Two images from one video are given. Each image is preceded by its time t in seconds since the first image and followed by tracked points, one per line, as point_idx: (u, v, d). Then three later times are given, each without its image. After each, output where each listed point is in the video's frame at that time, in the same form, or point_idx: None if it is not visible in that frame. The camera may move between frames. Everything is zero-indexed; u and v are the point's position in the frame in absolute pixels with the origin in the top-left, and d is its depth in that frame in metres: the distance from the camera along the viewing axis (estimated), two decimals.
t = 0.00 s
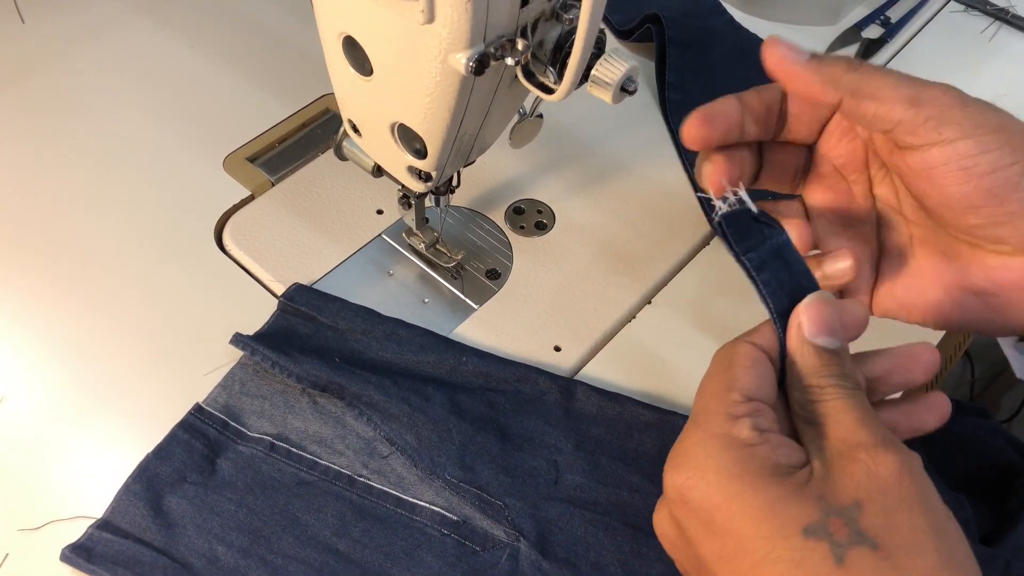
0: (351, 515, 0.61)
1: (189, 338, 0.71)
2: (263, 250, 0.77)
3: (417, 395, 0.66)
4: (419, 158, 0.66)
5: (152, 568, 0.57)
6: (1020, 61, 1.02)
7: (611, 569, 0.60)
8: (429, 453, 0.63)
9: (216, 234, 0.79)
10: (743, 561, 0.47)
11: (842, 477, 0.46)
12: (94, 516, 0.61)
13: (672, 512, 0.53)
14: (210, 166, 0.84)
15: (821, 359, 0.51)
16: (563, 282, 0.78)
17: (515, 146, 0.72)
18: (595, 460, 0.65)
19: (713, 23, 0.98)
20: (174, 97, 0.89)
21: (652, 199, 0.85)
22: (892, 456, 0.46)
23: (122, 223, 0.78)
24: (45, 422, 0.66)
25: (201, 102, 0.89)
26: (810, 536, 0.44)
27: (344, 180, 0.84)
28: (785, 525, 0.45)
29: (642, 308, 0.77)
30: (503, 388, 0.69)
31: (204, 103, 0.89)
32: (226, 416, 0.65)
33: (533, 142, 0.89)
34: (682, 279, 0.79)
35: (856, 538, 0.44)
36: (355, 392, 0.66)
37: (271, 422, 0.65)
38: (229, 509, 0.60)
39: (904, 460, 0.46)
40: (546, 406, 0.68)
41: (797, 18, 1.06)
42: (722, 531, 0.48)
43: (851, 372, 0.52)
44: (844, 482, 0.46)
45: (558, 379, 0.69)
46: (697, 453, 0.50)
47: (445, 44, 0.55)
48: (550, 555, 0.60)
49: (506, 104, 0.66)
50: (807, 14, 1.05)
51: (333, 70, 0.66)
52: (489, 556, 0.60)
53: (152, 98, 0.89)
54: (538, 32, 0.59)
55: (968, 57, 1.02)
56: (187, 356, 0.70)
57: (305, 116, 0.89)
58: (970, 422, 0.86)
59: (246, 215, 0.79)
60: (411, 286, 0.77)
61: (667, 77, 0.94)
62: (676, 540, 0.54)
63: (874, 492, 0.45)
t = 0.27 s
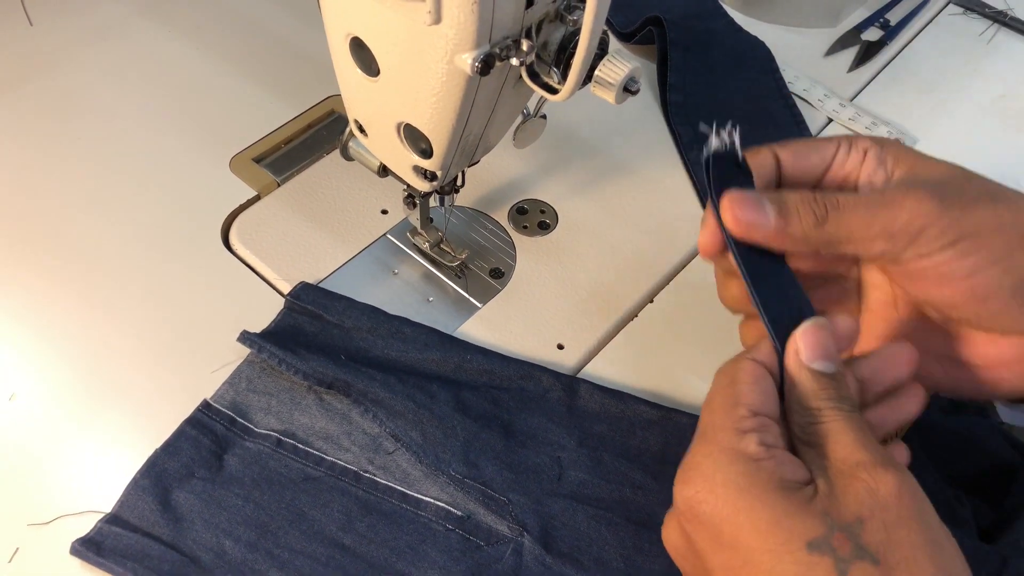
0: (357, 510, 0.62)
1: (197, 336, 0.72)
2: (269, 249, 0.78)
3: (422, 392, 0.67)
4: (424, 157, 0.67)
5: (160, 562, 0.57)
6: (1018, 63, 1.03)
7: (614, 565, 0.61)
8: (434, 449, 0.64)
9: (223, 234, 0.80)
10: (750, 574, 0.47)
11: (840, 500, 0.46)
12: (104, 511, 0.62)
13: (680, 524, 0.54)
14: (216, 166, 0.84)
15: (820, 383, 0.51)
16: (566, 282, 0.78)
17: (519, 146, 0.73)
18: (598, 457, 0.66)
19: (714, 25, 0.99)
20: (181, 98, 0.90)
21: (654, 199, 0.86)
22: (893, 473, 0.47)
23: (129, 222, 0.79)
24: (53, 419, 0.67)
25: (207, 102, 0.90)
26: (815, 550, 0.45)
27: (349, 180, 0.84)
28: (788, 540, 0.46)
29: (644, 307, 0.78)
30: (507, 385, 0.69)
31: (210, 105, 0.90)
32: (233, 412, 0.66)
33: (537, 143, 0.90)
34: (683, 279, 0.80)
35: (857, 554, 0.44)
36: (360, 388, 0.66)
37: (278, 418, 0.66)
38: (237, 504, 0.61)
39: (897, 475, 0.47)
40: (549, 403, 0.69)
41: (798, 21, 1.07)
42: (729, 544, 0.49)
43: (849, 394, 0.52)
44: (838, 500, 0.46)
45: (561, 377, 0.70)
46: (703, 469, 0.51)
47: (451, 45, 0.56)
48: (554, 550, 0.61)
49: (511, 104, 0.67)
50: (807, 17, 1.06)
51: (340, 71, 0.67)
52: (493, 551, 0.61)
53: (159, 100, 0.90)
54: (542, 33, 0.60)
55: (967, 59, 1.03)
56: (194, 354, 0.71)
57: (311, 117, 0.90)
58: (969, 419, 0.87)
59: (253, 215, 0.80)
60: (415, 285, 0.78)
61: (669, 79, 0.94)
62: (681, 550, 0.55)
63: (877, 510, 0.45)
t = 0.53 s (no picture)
0: (365, 508, 0.63)
1: (206, 337, 0.73)
2: (277, 251, 0.79)
3: (429, 393, 0.68)
4: (432, 160, 0.68)
5: (172, 559, 0.58)
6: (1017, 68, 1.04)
7: (618, 564, 0.61)
8: (440, 448, 0.65)
9: (232, 236, 0.81)
10: None
11: None
12: (115, 509, 0.63)
13: None
14: (225, 169, 0.85)
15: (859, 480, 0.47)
16: (570, 284, 0.79)
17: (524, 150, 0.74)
18: (603, 457, 0.67)
19: (717, 31, 1.00)
20: (189, 102, 0.91)
21: (657, 203, 0.87)
22: None
23: (139, 225, 0.80)
24: (65, 418, 0.67)
25: (216, 107, 0.91)
26: None
27: (356, 183, 0.85)
28: None
29: (647, 308, 0.79)
30: (512, 386, 0.70)
31: (219, 109, 0.91)
32: (243, 412, 0.67)
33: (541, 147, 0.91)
34: (686, 281, 0.80)
35: None
36: (368, 388, 0.67)
37: (286, 418, 0.67)
38: (247, 502, 0.62)
39: None
40: (554, 404, 0.70)
41: (799, 27, 1.08)
42: None
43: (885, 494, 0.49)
44: None
45: (566, 378, 0.71)
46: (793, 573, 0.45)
47: (460, 50, 0.57)
48: (559, 548, 0.61)
49: (517, 109, 0.68)
50: (808, 23, 1.08)
51: (349, 76, 0.68)
52: (499, 549, 0.62)
53: (168, 104, 0.91)
54: (548, 39, 0.61)
55: (967, 65, 1.04)
56: (203, 354, 0.72)
57: (319, 121, 0.91)
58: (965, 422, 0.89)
59: (261, 218, 0.81)
60: (421, 286, 0.79)
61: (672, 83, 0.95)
62: None
63: None
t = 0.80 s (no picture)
0: (369, 508, 0.63)
1: (211, 338, 0.74)
2: (282, 254, 0.80)
3: (432, 394, 0.68)
4: (435, 164, 0.69)
5: (177, 557, 0.59)
6: (1015, 74, 1.04)
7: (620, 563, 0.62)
8: (444, 449, 0.65)
9: (237, 239, 0.81)
10: None
11: (749, 545, 0.41)
12: (121, 508, 0.63)
13: None
14: (230, 172, 0.86)
15: (730, 400, 0.46)
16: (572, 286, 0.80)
17: (526, 153, 0.75)
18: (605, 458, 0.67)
19: (717, 36, 1.01)
20: (194, 106, 0.92)
21: (657, 206, 0.88)
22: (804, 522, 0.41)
23: (145, 227, 0.81)
24: (72, 418, 0.68)
25: (221, 111, 0.92)
26: None
27: (360, 186, 0.86)
28: None
29: (648, 311, 0.79)
30: (514, 387, 0.71)
31: (224, 113, 0.92)
32: (248, 412, 0.68)
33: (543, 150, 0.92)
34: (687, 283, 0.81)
35: None
36: (372, 389, 0.68)
37: (291, 418, 0.68)
38: (252, 501, 0.62)
39: (815, 523, 0.41)
40: (556, 405, 0.70)
41: (799, 32, 1.09)
42: None
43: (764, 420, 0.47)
44: (733, 481, 0.44)
45: (568, 380, 0.71)
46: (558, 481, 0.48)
47: (464, 55, 0.58)
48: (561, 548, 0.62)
49: (520, 113, 0.69)
50: (808, 28, 1.09)
51: (355, 80, 0.69)
52: (501, 549, 0.62)
53: (174, 108, 0.92)
54: (551, 44, 0.62)
55: (966, 70, 1.05)
56: (208, 355, 0.73)
57: (323, 125, 0.92)
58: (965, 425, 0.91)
59: (266, 221, 0.82)
60: (424, 289, 0.79)
61: (673, 88, 0.96)
62: None
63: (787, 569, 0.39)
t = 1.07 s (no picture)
0: (370, 506, 0.64)
1: (214, 337, 0.74)
2: (284, 254, 0.80)
3: (433, 393, 0.68)
4: (437, 165, 0.69)
5: (180, 553, 0.59)
6: (1013, 77, 1.05)
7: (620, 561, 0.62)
8: (445, 448, 0.66)
9: (240, 239, 0.82)
10: None
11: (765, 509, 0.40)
12: (125, 505, 0.64)
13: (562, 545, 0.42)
14: (233, 174, 0.87)
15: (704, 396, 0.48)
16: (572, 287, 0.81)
17: (528, 155, 0.75)
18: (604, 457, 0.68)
19: (717, 39, 1.01)
20: (198, 108, 0.93)
21: (658, 208, 0.88)
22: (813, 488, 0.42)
23: (149, 227, 0.82)
24: (76, 416, 0.69)
25: (225, 113, 0.93)
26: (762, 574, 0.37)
27: (362, 187, 0.87)
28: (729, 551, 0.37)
29: (649, 311, 0.80)
30: (515, 386, 0.71)
31: (228, 115, 0.93)
32: (250, 411, 0.68)
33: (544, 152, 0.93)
34: (687, 284, 0.81)
35: None
36: (374, 388, 0.68)
37: (293, 417, 0.68)
38: (254, 499, 0.63)
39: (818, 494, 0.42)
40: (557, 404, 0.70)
41: (798, 36, 1.10)
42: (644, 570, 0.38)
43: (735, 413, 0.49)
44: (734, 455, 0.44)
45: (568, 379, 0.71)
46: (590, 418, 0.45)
47: (466, 57, 0.58)
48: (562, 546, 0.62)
49: (521, 114, 0.69)
50: (807, 32, 1.09)
51: (357, 81, 0.70)
52: (502, 546, 0.62)
53: (178, 109, 0.92)
54: (552, 46, 0.62)
55: (963, 74, 1.06)
56: (212, 355, 0.73)
57: (325, 126, 0.93)
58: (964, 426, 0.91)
59: (268, 221, 0.82)
60: (426, 289, 0.80)
61: (673, 90, 0.97)
62: None
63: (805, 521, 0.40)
